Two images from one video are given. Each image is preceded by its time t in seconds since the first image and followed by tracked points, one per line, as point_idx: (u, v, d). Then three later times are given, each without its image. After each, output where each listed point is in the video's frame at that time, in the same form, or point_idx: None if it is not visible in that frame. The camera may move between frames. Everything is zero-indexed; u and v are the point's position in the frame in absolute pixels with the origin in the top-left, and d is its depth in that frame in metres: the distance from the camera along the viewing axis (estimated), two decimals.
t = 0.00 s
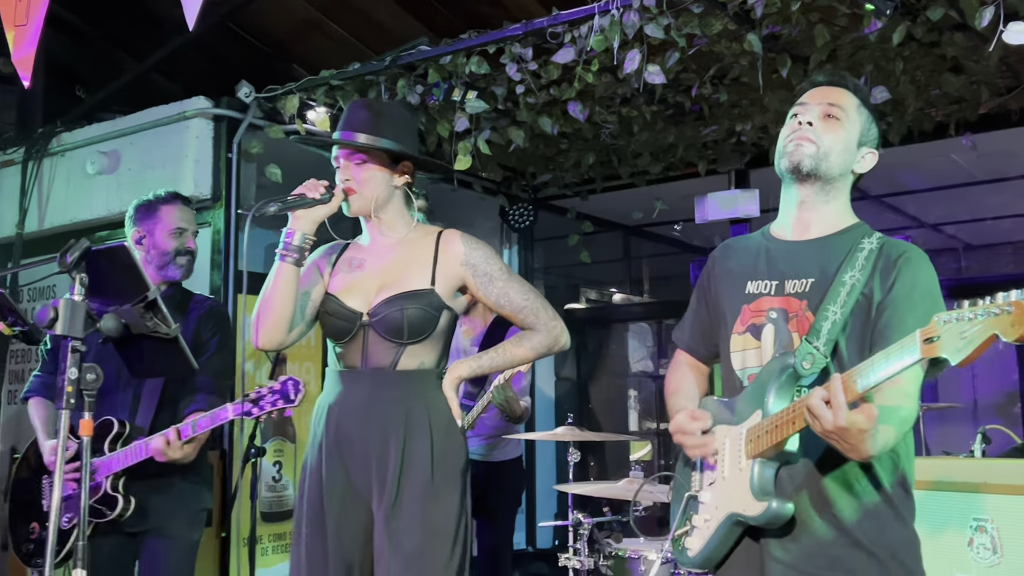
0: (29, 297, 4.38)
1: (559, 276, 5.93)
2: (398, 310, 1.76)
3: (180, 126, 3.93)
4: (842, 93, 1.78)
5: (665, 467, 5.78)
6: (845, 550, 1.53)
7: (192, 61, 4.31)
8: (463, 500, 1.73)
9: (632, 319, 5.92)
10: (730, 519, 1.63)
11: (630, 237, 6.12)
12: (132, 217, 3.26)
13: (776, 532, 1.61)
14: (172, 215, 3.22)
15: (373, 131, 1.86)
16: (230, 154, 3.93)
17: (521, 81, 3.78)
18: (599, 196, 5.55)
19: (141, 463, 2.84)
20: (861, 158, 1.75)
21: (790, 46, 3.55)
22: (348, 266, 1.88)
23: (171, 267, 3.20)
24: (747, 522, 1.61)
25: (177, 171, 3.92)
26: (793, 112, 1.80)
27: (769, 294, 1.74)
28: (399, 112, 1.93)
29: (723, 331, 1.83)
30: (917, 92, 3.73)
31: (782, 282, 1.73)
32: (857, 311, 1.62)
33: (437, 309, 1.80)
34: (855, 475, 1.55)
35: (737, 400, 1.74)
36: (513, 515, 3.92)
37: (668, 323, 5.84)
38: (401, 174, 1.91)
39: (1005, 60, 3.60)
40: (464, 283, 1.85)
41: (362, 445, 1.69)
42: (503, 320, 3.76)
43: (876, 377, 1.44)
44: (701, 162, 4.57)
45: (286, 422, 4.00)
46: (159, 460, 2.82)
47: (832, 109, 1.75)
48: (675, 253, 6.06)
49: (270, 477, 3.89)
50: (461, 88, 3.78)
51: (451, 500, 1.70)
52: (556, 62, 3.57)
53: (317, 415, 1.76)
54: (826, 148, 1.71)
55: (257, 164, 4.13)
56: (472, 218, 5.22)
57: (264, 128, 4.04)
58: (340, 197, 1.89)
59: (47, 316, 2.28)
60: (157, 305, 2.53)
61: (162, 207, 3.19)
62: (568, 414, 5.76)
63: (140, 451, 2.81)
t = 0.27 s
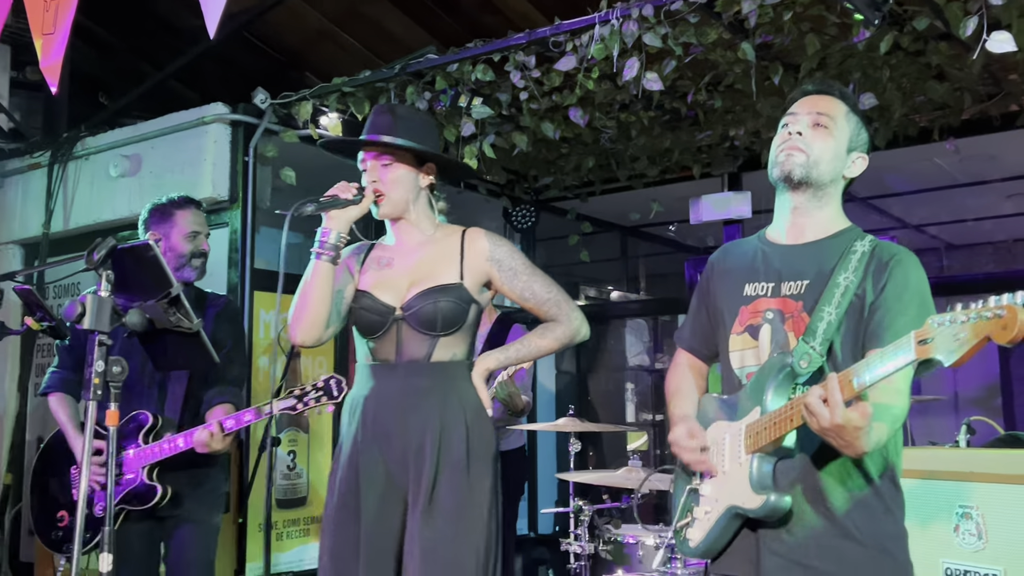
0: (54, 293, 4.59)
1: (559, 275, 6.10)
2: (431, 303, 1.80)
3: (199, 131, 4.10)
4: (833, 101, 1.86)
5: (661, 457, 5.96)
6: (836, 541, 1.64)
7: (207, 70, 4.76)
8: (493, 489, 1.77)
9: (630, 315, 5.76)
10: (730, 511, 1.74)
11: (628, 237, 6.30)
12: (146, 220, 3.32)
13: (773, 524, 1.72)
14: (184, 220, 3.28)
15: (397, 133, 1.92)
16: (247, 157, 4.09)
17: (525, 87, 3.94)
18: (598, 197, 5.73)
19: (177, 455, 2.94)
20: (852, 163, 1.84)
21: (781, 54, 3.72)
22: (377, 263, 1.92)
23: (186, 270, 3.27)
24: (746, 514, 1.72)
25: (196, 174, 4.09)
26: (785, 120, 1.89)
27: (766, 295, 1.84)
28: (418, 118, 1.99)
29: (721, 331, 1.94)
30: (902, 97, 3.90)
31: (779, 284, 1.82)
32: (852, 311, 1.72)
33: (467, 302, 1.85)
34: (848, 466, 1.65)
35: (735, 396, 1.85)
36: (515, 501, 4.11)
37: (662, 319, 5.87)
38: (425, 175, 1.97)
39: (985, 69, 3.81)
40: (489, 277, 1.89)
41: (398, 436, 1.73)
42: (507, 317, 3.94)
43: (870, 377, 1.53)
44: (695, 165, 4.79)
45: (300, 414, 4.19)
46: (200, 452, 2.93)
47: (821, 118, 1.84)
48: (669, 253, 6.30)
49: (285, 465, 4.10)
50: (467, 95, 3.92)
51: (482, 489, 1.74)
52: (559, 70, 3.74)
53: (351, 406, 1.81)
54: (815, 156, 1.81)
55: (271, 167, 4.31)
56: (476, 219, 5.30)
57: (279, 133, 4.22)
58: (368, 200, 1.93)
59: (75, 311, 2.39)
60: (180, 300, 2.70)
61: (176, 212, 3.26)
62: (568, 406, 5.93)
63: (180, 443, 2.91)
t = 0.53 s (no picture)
0: (74, 293, 4.73)
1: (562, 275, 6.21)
2: (467, 305, 1.93)
3: (213, 135, 4.23)
4: (815, 103, 1.96)
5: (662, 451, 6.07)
6: (829, 530, 1.75)
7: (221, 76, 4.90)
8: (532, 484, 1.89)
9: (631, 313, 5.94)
10: (724, 502, 1.86)
11: (629, 238, 6.36)
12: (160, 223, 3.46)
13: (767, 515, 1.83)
14: (198, 224, 3.42)
15: (426, 139, 2.01)
16: (260, 161, 4.23)
17: (529, 92, 4.05)
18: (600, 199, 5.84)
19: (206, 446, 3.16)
20: (834, 158, 1.91)
21: (778, 60, 3.83)
22: (414, 267, 2.04)
23: (200, 272, 3.39)
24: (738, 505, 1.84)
25: (209, 177, 4.22)
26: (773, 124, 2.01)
27: (762, 294, 1.94)
28: (445, 122, 2.07)
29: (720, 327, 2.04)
30: (898, 102, 4.09)
31: (774, 284, 1.93)
32: (845, 309, 1.81)
33: (502, 303, 1.97)
34: (842, 460, 1.76)
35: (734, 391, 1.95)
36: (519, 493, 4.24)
37: (663, 318, 5.90)
38: (456, 178, 2.06)
39: (975, 74, 3.93)
40: (523, 277, 2.01)
41: (442, 433, 1.86)
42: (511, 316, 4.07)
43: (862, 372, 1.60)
44: (694, 168, 4.93)
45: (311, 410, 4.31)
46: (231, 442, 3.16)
47: (800, 121, 1.94)
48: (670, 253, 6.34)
49: (297, 459, 4.23)
50: (473, 100, 4.05)
51: (520, 483, 1.86)
52: (561, 75, 3.83)
53: (394, 404, 1.95)
54: (791, 157, 1.92)
55: (284, 170, 4.44)
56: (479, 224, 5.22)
57: (291, 137, 4.34)
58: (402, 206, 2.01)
59: (92, 311, 2.42)
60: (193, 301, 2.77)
61: (191, 215, 3.40)
62: (572, 401, 6.00)
63: (211, 434, 3.14)
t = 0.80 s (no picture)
0: (85, 293, 4.78)
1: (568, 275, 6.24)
2: (486, 310, 1.87)
3: (222, 136, 4.27)
4: (817, 110, 1.84)
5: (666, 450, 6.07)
6: (825, 538, 1.60)
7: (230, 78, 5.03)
8: (550, 484, 1.84)
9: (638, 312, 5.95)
10: (728, 507, 1.70)
11: (635, 238, 6.42)
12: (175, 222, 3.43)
13: (769, 521, 1.68)
14: (212, 224, 3.39)
15: (457, 134, 1.97)
16: (268, 161, 4.27)
17: (533, 93, 4.08)
18: (606, 199, 5.87)
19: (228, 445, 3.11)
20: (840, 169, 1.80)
21: (782, 60, 3.85)
22: (437, 265, 2.02)
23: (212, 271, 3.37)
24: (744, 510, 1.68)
25: (219, 178, 4.26)
26: (775, 132, 1.88)
27: (767, 300, 1.82)
28: (478, 117, 2.03)
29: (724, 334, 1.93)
30: (901, 102, 4.13)
31: (779, 288, 1.80)
32: (849, 315, 1.67)
33: (522, 307, 1.91)
34: (842, 466, 1.61)
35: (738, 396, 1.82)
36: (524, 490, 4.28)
37: (669, 317, 5.94)
38: (484, 174, 2.03)
39: (979, 74, 3.94)
40: (546, 279, 1.96)
41: (459, 434, 1.80)
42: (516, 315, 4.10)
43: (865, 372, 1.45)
44: (700, 168, 4.96)
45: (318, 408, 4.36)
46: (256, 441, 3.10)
47: (808, 128, 1.82)
48: (675, 253, 6.40)
49: (304, 458, 4.28)
50: (478, 100, 4.09)
51: (540, 485, 1.81)
52: (566, 76, 3.86)
53: (414, 402, 1.90)
54: (803, 164, 1.78)
55: (291, 171, 4.47)
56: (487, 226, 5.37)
57: (298, 138, 4.39)
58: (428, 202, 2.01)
59: (92, 309, 2.32)
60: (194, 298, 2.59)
61: (207, 215, 3.37)
62: (577, 400, 6.03)
63: (237, 433, 3.08)
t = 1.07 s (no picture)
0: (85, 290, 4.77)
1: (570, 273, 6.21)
2: (494, 302, 1.87)
3: (220, 133, 4.25)
4: (834, 95, 1.79)
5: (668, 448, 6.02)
6: (838, 524, 1.52)
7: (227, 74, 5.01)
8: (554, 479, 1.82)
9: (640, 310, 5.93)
10: (732, 494, 1.62)
11: (637, 237, 6.39)
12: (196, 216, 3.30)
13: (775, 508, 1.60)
14: (227, 223, 3.23)
15: (471, 134, 1.97)
16: (267, 158, 4.26)
17: (533, 88, 4.06)
18: (608, 197, 5.85)
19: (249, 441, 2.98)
20: (856, 159, 1.77)
21: (782, 55, 3.83)
22: (448, 260, 2.01)
23: (221, 272, 3.20)
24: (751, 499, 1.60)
25: (218, 174, 4.24)
26: (792, 114, 1.81)
27: (767, 284, 1.76)
28: (492, 117, 2.03)
29: (721, 321, 1.87)
30: (904, 98, 4.09)
31: (781, 273, 1.75)
32: (853, 299, 1.62)
33: (530, 301, 1.90)
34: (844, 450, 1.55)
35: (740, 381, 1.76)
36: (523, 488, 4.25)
37: (671, 316, 5.92)
38: (495, 174, 2.03)
39: (982, 68, 3.90)
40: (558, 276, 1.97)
41: (463, 424, 1.78)
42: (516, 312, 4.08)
43: (899, 336, 1.37)
44: (702, 165, 4.93)
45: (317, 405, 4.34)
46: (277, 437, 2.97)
47: (831, 114, 1.77)
48: (678, 252, 6.38)
49: (303, 455, 4.26)
50: (478, 95, 4.06)
51: (544, 479, 1.79)
52: (565, 70, 3.83)
53: (419, 395, 1.87)
54: (827, 151, 1.73)
55: (291, 167, 4.46)
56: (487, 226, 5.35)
57: (298, 134, 4.37)
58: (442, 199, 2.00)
59: (78, 298, 2.29)
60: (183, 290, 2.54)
61: (221, 214, 3.22)
62: (578, 399, 6.01)
63: (257, 429, 2.96)
